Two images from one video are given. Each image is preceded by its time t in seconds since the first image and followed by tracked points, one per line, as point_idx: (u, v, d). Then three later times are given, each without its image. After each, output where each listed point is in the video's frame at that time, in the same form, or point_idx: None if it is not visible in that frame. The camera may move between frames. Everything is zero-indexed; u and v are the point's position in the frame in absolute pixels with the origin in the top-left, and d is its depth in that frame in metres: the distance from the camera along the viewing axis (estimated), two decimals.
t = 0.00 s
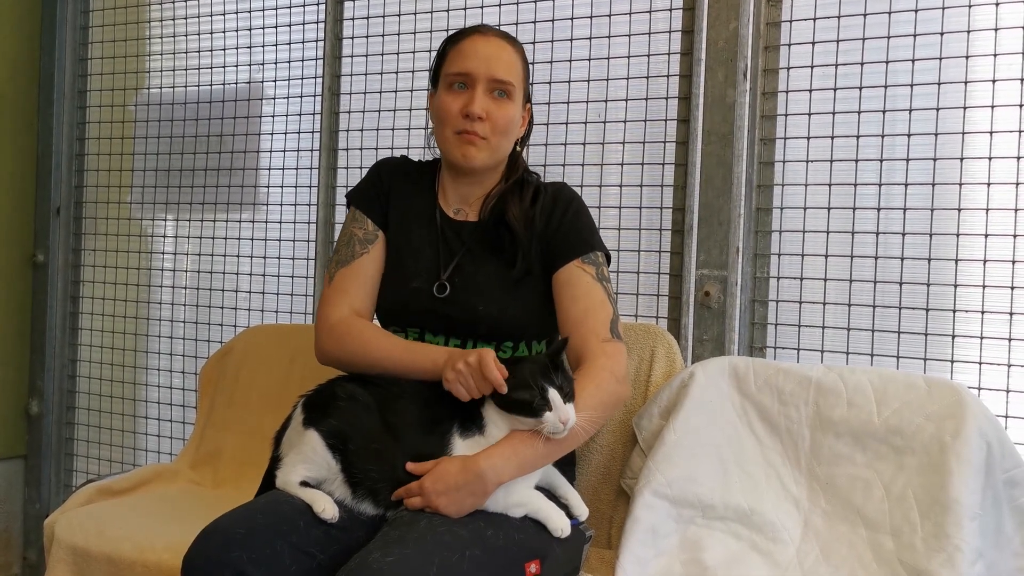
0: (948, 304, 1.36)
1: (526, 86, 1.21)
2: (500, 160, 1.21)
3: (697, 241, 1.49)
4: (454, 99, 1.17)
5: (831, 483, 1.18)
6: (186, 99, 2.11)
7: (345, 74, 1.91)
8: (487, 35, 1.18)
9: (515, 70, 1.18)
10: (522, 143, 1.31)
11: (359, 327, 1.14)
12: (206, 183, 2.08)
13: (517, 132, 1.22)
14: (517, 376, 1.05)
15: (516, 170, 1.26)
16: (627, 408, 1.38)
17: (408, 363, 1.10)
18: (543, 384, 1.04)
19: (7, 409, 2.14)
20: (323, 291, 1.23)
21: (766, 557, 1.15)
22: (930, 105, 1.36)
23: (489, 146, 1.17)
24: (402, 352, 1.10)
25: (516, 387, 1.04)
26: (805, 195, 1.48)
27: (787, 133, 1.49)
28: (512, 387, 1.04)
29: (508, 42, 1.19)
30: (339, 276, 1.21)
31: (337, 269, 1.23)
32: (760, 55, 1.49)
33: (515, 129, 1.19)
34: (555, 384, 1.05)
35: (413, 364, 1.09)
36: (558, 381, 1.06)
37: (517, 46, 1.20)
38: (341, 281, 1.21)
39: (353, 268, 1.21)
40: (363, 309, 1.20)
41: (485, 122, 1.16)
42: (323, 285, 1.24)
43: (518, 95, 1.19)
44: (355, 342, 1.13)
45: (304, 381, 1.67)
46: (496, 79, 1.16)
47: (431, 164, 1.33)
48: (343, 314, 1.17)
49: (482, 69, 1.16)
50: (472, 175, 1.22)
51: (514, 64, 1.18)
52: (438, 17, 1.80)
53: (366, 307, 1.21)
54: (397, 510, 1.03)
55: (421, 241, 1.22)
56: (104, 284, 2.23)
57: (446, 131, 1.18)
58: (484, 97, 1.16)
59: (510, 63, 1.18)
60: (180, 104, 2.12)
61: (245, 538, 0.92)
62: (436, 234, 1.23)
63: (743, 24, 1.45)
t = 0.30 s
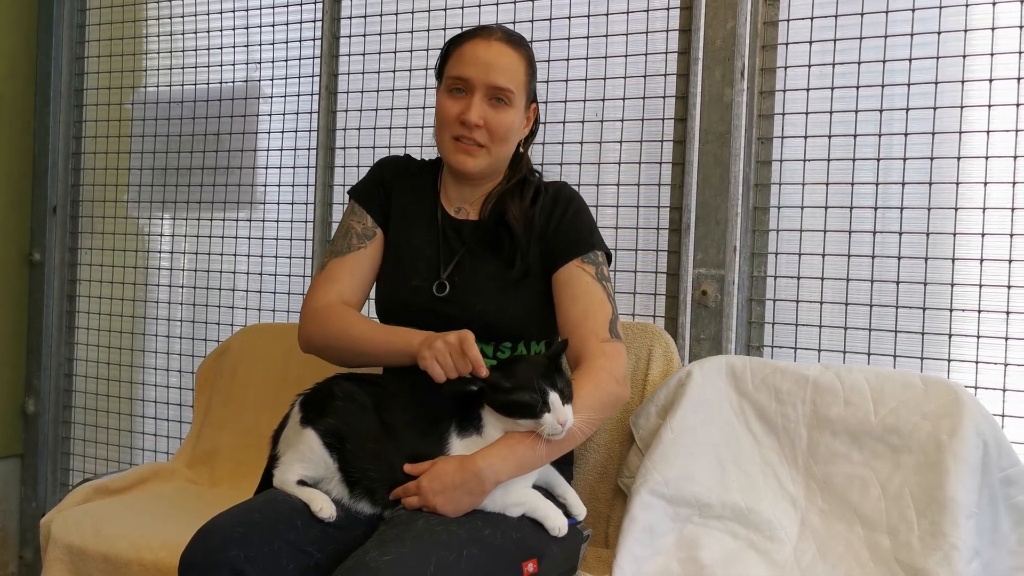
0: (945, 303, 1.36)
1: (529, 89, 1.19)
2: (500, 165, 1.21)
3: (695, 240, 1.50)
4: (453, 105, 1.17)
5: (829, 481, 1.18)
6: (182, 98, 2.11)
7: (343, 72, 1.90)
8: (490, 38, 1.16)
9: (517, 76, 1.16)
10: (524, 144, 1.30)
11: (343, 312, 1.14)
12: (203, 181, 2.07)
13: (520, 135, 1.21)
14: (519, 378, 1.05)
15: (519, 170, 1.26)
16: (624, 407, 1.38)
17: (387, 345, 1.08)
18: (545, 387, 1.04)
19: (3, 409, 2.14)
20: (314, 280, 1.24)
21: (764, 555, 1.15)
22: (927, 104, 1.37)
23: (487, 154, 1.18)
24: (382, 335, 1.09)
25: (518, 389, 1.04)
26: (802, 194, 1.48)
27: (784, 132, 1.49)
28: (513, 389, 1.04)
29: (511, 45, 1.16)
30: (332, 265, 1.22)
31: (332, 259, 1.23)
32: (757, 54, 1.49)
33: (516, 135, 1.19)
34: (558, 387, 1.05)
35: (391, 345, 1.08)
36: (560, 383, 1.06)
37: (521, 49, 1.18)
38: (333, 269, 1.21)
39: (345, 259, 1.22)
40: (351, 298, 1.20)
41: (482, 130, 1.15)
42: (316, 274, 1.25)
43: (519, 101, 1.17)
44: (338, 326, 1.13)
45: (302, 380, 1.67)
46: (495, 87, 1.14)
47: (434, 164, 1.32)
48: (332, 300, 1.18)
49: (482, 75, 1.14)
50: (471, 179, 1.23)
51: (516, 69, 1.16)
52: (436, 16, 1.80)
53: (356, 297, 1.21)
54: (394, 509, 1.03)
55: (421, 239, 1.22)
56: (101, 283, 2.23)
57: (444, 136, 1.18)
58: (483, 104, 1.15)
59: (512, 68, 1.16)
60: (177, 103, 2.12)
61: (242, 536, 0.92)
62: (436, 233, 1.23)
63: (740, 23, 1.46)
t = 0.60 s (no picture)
0: (940, 303, 1.37)
1: (518, 87, 1.19)
2: (491, 164, 1.21)
3: (691, 239, 1.50)
4: (442, 106, 1.17)
5: (824, 481, 1.18)
6: (179, 97, 2.11)
7: (339, 72, 1.90)
8: (476, 38, 1.16)
9: (504, 75, 1.16)
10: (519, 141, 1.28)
11: (368, 297, 1.10)
12: (200, 180, 2.07)
13: (511, 133, 1.21)
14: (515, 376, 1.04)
15: (515, 169, 1.26)
16: (620, 407, 1.38)
17: (428, 326, 1.05)
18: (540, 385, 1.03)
19: None
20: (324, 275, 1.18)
21: (760, 554, 1.15)
22: (922, 105, 1.37)
23: (477, 153, 1.18)
24: (420, 316, 1.06)
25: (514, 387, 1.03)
26: (798, 194, 1.48)
27: (780, 132, 1.49)
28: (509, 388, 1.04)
29: (498, 44, 1.16)
30: (346, 256, 1.17)
31: (345, 251, 1.18)
32: (753, 53, 1.49)
33: (506, 134, 1.18)
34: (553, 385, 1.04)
35: (434, 325, 1.04)
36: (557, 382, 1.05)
37: (508, 47, 1.18)
38: (348, 258, 1.17)
39: (360, 249, 1.18)
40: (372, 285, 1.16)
41: (471, 130, 1.15)
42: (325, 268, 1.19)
43: (508, 99, 1.17)
44: (365, 310, 1.08)
45: (298, 381, 1.67)
46: (483, 87, 1.14)
47: (430, 164, 1.32)
48: (354, 287, 1.13)
49: (469, 75, 1.14)
50: (464, 178, 1.22)
51: (503, 68, 1.16)
52: (432, 15, 1.79)
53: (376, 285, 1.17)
54: (390, 509, 1.03)
55: (420, 240, 1.22)
56: (97, 283, 2.22)
57: (434, 138, 1.18)
58: (471, 104, 1.15)
59: (499, 66, 1.16)
60: (173, 102, 2.12)
61: (237, 536, 0.92)
62: (436, 233, 1.22)
63: (736, 23, 1.45)
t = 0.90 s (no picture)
0: (940, 302, 1.37)
1: (519, 83, 1.19)
2: (496, 161, 1.20)
3: (691, 239, 1.50)
4: (447, 107, 1.16)
5: (825, 481, 1.18)
6: (179, 96, 2.11)
7: (340, 71, 1.90)
8: (476, 36, 1.15)
9: (506, 71, 1.15)
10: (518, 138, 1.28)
11: (376, 316, 1.09)
12: (200, 180, 2.07)
13: (514, 129, 1.21)
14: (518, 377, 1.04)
15: (514, 165, 1.25)
16: (620, 407, 1.38)
17: (439, 350, 1.05)
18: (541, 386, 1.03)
19: None
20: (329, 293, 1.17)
21: (760, 554, 1.15)
22: (923, 104, 1.37)
23: (484, 151, 1.17)
24: (430, 338, 1.06)
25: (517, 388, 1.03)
26: (799, 194, 1.48)
27: (780, 132, 1.49)
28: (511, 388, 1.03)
29: (498, 41, 1.16)
30: (349, 269, 1.16)
31: (347, 263, 1.17)
32: (753, 52, 1.49)
33: (510, 130, 1.18)
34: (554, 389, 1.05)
35: (445, 349, 1.05)
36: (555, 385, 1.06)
37: (507, 44, 1.17)
38: (352, 272, 1.16)
39: (362, 260, 1.17)
40: (377, 299, 1.15)
41: (478, 129, 1.14)
42: (330, 283, 1.18)
43: (511, 95, 1.16)
44: (375, 329, 1.08)
45: (298, 380, 1.66)
46: (487, 85, 1.14)
47: (428, 164, 1.32)
48: (360, 305, 1.13)
49: (473, 73, 1.13)
50: (469, 175, 1.22)
51: (505, 65, 1.15)
52: (432, 15, 1.79)
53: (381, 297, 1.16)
54: (391, 508, 1.03)
55: (422, 240, 1.21)
56: (97, 282, 2.22)
57: (441, 138, 1.17)
58: (476, 103, 1.14)
59: (501, 64, 1.15)
60: (173, 101, 2.11)
61: (238, 536, 0.92)
62: (437, 235, 1.22)
63: (737, 22, 1.45)
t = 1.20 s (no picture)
0: (941, 302, 1.37)
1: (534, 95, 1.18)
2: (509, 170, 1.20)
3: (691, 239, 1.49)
4: (472, 121, 1.12)
5: (825, 480, 1.18)
6: (180, 96, 2.11)
7: (341, 70, 1.90)
8: (502, 49, 1.11)
9: (530, 86, 1.13)
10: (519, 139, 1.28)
11: (368, 323, 1.11)
12: (201, 179, 2.07)
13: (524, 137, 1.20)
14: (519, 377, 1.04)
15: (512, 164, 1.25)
16: (621, 407, 1.38)
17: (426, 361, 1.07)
18: (544, 385, 1.03)
19: None
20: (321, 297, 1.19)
21: (760, 554, 1.15)
22: (924, 103, 1.37)
23: (505, 165, 1.16)
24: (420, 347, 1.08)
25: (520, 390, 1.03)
26: (799, 193, 1.48)
27: (781, 131, 1.49)
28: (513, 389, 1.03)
29: (522, 55, 1.13)
30: (340, 275, 1.18)
31: (339, 268, 1.19)
32: (754, 52, 1.49)
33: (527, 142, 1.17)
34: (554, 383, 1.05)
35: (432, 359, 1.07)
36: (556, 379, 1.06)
37: (528, 56, 1.15)
38: (343, 278, 1.17)
39: (354, 265, 1.18)
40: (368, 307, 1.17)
41: (504, 145, 1.13)
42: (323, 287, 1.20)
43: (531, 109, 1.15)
44: (365, 336, 1.10)
45: (299, 380, 1.66)
46: (515, 101, 1.11)
47: (427, 165, 1.31)
48: (348, 312, 1.14)
49: (505, 90, 1.10)
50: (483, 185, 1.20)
51: (530, 80, 1.13)
52: (433, 15, 1.79)
53: (372, 305, 1.18)
54: (391, 507, 1.03)
55: (420, 242, 1.21)
56: (98, 282, 2.22)
57: (464, 151, 1.14)
58: (503, 118, 1.12)
59: (527, 79, 1.13)
60: (173, 101, 2.12)
61: (238, 535, 0.92)
62: (435, 237, 1.21)
63: (738, 22, 1.45)
